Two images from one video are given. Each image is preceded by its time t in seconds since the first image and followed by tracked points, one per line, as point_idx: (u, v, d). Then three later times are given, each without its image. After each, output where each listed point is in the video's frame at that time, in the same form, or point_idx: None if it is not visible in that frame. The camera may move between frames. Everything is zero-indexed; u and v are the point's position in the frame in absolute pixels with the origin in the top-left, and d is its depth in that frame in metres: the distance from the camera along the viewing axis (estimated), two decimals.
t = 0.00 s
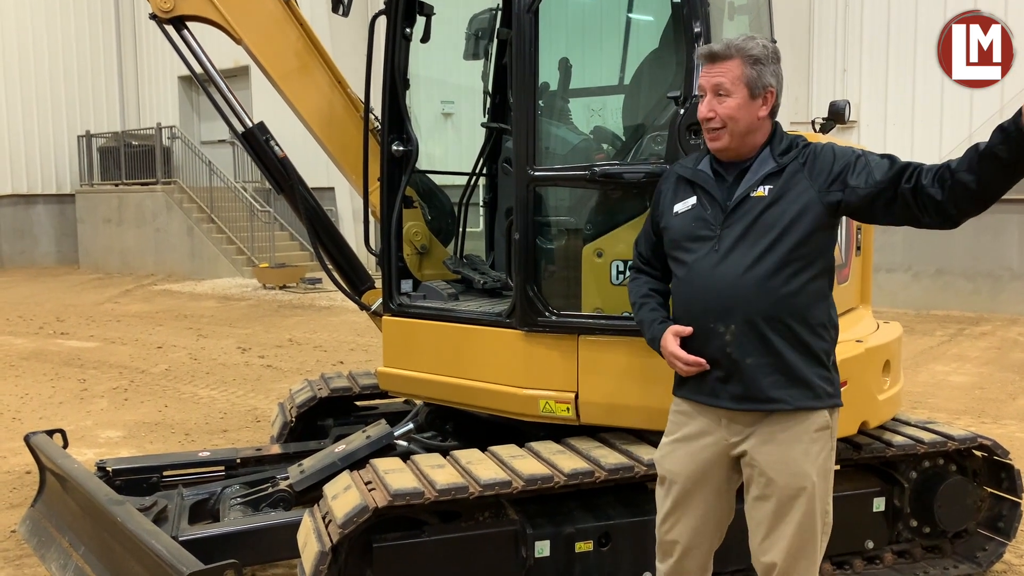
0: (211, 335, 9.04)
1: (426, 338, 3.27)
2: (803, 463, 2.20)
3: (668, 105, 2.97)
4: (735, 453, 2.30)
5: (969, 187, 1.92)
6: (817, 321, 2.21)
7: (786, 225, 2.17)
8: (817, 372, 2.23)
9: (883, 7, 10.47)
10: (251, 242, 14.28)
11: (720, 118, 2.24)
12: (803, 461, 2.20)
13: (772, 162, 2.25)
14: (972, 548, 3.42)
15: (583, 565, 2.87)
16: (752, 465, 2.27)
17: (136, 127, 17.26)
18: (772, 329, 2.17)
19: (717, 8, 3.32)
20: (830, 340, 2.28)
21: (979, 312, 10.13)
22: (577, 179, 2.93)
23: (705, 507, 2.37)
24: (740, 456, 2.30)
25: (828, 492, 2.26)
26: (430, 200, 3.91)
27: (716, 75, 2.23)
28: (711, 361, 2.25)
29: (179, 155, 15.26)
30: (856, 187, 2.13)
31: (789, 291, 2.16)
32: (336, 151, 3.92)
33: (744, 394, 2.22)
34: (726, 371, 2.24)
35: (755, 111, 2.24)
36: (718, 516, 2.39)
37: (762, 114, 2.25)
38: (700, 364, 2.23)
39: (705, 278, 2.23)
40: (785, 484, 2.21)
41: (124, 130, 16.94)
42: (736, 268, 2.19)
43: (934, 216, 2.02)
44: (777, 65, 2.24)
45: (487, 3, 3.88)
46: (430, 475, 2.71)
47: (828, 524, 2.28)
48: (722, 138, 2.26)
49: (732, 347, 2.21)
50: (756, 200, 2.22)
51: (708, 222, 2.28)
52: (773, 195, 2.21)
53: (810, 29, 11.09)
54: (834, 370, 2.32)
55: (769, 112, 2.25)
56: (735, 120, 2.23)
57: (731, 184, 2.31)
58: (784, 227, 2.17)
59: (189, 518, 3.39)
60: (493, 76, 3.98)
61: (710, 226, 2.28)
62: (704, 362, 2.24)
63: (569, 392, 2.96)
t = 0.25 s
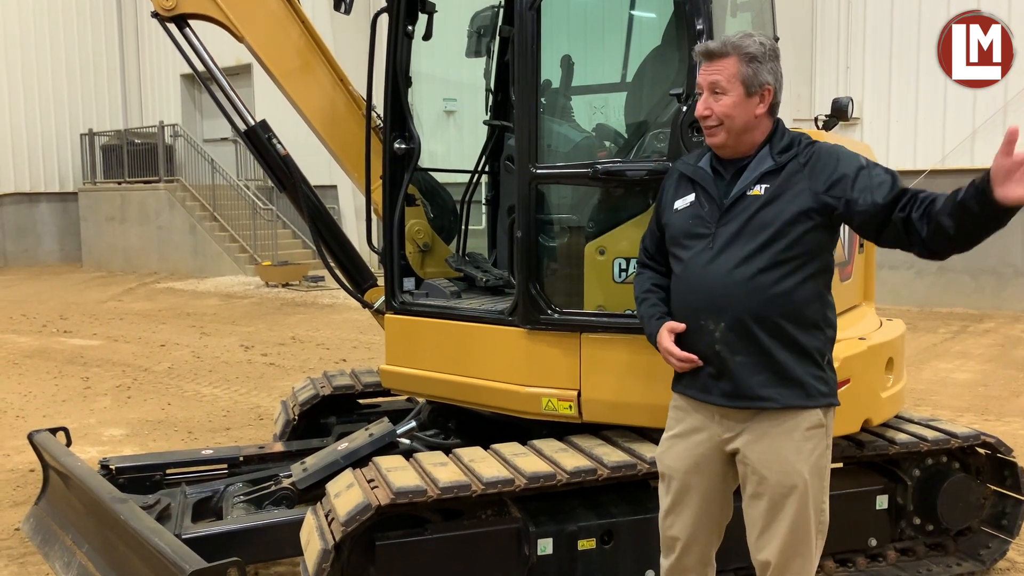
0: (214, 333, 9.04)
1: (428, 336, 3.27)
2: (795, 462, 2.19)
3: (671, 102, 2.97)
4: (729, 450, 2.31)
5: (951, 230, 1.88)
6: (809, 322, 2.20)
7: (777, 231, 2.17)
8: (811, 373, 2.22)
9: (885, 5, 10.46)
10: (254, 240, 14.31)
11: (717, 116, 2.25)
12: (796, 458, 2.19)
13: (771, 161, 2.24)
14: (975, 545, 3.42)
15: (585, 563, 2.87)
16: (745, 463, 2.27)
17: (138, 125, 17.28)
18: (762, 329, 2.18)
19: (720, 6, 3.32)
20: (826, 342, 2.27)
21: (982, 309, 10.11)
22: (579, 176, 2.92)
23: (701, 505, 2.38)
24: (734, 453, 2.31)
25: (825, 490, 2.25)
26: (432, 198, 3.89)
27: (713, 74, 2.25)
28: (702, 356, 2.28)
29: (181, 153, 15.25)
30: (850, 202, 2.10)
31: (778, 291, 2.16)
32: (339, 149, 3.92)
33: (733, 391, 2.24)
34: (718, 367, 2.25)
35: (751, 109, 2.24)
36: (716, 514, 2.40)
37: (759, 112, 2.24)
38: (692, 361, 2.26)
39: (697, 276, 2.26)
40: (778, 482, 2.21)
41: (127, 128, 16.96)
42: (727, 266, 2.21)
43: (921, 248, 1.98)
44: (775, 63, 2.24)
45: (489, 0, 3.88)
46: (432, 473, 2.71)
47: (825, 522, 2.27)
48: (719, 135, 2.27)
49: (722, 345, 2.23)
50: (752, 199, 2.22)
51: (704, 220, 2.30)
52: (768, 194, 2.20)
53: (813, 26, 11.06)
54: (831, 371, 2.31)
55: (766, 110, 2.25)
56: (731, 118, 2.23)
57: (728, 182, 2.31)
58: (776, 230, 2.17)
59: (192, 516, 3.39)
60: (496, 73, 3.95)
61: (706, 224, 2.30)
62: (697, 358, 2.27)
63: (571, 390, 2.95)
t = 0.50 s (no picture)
0: (216, 332, 9.05)
1: (429, 333, 3.27)
2: (784, 457, 2.19)
3: (672, 100, 2.98)
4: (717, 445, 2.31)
5: (929, 250, 1.89)
6: (797, 322, 2.20)
7: (765, 233, 2.17)
8: (799, 372, 2.22)
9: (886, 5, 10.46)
10: (256, 239, 14.32)
11: (713, 113, 2.23)
12: (785, 453, 2.19)
13: (764, 159, 2.23)
14: (977, 543, 3.41)
15: (588, 562, 2.88)
16: (734, 458, 2.28)
17: (140, 124, 17.33)
18: (748, 326, 2.19)
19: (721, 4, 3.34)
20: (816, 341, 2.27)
21: (984, 308, 10.11)
22: (581, 175, 2.92)
23: (693, 500, 2.38)
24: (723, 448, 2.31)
25: (814, 486, 2.25)
26: (434, 196, 3.90)
27: (709, 71, 2.23)
28: (689, 349, 2.29)
29: (183, 152, 15.26)
30: (839, 209, 2.08)
31: (763, 290, 2.16)
32: (340, 148, 3.92)
33: (719, 386, 2.25)
34: (706, 362, 2.26)
35: (747, 106, 2.22)
36: (708, 510, 2.39)
37: (755, 110, 2.23)
38: (681, 356, 2.28)
39: (687, 272, 2.28)
40: (767, 476, 2.21)
41: (129, 127, 17.00)
42: (715, 263, 2.22)
43: (903, 264, 1.98)
44: (772, 61, 2.22)
45: None
46: (434, 471, 2.71)
47: (818, 517, 2.27)
48: (715, 133, 2.26)
49: (710, 340, 2.23)
50: (743, 198, 2.22)
51: (697, 217, 2.31)
52: (760, 194, 2.20)
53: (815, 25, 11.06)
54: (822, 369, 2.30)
55: (763, 108, 2.23)
56: (727, 116, 2.22)
57: (722, 179, 2.32)
58: (764, 230, 2.17)
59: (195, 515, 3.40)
60: (497, 72, 3.95)
61: (699, 220, 2.31)
62: (685, 353, 2.29)
63: (573, 389, 2.95)
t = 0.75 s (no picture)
0: (217, 331, 9.05)
1: (429, 333, 3.27)
2: (769, 453, 2.22)
3: (673, 100, 2.99)
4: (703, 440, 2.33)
5: (905, 240, 1.90)
6: (782, 317, 2.21)
7: (748, 230, 2.18)
8: (783, 367, 2.23)
9: (886, 4, 10.46)
10: (257, 238, 14.31)
11: (698, 112, 2.25)
12: (770, 449, 2.22)
13: (748, 156, 2.24)
14: (978, 543, 3.41)
15: (588, 562, 2.87)
16: (720, 455, 2.30)
17: (141, 124, 17.33)
18: (733, 323, 2.20)
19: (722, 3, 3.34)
20: (800, 337, 2.29)
21: (985, 307, 10.10)
22: (581, 174, 2.92)
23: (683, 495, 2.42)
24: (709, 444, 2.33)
25: (801, 478, 2.27)
26: (435, 196, 3.90)
27: (695, 71, 2.25)
28: (675, 345, 2.32)
29: (183, 152, 15.26)
30: (821, 205, 2.10)
31: (746, 285, 2.18)
32: (340, 147, 3.92)
33: (704, 382, 2.27)
34: (691, 358, 2.28)
35: (733, 106, 2.24)
36: (698, 504, 2.43)
37: (741, 108, 2.24)
38: (664, 353, 2.30)
39: (673, 269, 2.29)
40: (756, 474, 2.23)
41: (130, 127, 17.01)
42: (699, 260, 2.23)
43: (884, 255, 1.99)
44: (757, 61, 2.24)
45: None
46: (435, 471, 2.71)
47: (806, 510, 2.29)
48: (700, 132, 2.27)
49: (695, 336, 2.25)
50: (728, 196, 2.23)
51: (683, 215, 2.33)
52: (744, 191, 2.21)
53: (816, 24, 11.05)
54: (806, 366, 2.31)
55: (748, 107, 2.25)
56: (713, 116, 2.24)
57: (707, 177, 2.33)
58: (747, 227, 2.18)
59: (196, 514, 3.40)
60: (498, 71, 3.93)
61: (685, 218, 2.33)
62: (671, 350, 2.31)
63: (575, 388, 2.95)
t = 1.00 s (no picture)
0: (216, 332, 9.04)
1: (428, 332, 3.28)
2: (752, 450, 2.23)
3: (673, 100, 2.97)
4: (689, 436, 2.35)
5: (879, 220, 1.90)
6: (764, 311, 2.22)
7: (727, 223, 2.20)
8: (764, 362, 2.24)
9: (885, 5, 10.47)
10: (256, 239, 14.31)
11: (679, 113, 2.27)
12: (754, 447, 2.23)
13: (727, 153, 2.26)
14: (978, 544, 3.41)
15: (588, 562, 2.88)
16: (704, 451, 2.31)
17: (141, 124, 17.32)
18: (716, 317, 2.21)
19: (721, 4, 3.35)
20: (782, 332, 2.30)
21: (984, 308, 10.10)
22: (580, 175, 2.92)
23: (674, 492, 2.44)
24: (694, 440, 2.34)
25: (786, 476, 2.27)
26: (434, 196, 3.91)
27: (675, 73, 2.26)
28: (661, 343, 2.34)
29: (183, 152, 15.25)
30: (798, 196, 2.10)
31: (727, 278, 2.19)
32: (340, 147, 3.92)
33: (688, 376, 2.28)
34: (676, 354, 2.30)
35: (712, 106, 2.26)
36: (689, 501, 2.45)
37: (720, 108, 2.26)
38: (649, 352, 2.31)
39: (656, 266, 2.31)
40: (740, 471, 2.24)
41: (129, 127, 17.01)
42: (681, 255, 2.25)
43: (862, 239, 1.98)
44: (735, 61, 2.25)
45: None
46: (434, 471, 2.71)
47: (792, 510, 2.30)
48: (681, 132, 2.29)
49: (679, 332, 2.27)
50: (708, 192, 2.25)
51: (666, 214, 2.35)
52: (724, 187, 2.23)
53: (815, 25, 11.06)
54: (789, 362, 2.32)
55: (727, 106, 2.27)
56: (693, 116, 2.26)
57: (689, 175, 2.35)
58: (727, 221, 2.19)
59: (195, 515, 3.40)
60: (497, 72, 3.94)
61: (668, 217, 2.35)
62: (655, 348, 2.33)
63: (574, 389, 2.95)
